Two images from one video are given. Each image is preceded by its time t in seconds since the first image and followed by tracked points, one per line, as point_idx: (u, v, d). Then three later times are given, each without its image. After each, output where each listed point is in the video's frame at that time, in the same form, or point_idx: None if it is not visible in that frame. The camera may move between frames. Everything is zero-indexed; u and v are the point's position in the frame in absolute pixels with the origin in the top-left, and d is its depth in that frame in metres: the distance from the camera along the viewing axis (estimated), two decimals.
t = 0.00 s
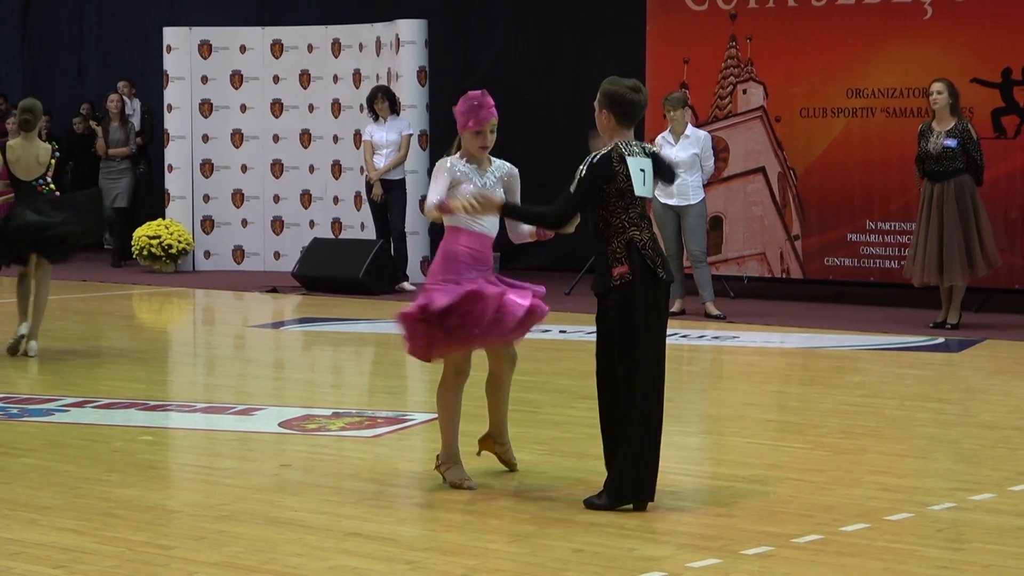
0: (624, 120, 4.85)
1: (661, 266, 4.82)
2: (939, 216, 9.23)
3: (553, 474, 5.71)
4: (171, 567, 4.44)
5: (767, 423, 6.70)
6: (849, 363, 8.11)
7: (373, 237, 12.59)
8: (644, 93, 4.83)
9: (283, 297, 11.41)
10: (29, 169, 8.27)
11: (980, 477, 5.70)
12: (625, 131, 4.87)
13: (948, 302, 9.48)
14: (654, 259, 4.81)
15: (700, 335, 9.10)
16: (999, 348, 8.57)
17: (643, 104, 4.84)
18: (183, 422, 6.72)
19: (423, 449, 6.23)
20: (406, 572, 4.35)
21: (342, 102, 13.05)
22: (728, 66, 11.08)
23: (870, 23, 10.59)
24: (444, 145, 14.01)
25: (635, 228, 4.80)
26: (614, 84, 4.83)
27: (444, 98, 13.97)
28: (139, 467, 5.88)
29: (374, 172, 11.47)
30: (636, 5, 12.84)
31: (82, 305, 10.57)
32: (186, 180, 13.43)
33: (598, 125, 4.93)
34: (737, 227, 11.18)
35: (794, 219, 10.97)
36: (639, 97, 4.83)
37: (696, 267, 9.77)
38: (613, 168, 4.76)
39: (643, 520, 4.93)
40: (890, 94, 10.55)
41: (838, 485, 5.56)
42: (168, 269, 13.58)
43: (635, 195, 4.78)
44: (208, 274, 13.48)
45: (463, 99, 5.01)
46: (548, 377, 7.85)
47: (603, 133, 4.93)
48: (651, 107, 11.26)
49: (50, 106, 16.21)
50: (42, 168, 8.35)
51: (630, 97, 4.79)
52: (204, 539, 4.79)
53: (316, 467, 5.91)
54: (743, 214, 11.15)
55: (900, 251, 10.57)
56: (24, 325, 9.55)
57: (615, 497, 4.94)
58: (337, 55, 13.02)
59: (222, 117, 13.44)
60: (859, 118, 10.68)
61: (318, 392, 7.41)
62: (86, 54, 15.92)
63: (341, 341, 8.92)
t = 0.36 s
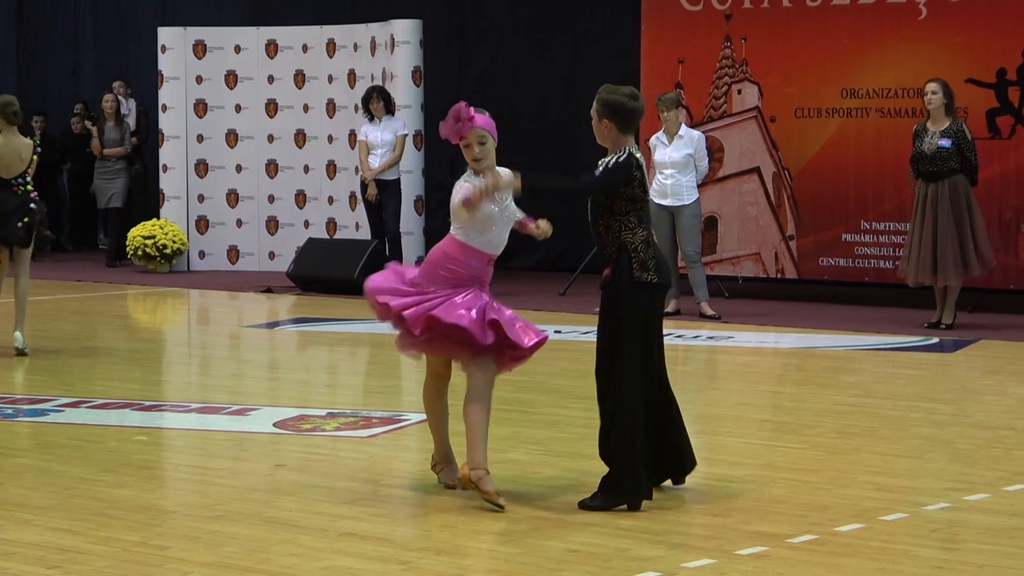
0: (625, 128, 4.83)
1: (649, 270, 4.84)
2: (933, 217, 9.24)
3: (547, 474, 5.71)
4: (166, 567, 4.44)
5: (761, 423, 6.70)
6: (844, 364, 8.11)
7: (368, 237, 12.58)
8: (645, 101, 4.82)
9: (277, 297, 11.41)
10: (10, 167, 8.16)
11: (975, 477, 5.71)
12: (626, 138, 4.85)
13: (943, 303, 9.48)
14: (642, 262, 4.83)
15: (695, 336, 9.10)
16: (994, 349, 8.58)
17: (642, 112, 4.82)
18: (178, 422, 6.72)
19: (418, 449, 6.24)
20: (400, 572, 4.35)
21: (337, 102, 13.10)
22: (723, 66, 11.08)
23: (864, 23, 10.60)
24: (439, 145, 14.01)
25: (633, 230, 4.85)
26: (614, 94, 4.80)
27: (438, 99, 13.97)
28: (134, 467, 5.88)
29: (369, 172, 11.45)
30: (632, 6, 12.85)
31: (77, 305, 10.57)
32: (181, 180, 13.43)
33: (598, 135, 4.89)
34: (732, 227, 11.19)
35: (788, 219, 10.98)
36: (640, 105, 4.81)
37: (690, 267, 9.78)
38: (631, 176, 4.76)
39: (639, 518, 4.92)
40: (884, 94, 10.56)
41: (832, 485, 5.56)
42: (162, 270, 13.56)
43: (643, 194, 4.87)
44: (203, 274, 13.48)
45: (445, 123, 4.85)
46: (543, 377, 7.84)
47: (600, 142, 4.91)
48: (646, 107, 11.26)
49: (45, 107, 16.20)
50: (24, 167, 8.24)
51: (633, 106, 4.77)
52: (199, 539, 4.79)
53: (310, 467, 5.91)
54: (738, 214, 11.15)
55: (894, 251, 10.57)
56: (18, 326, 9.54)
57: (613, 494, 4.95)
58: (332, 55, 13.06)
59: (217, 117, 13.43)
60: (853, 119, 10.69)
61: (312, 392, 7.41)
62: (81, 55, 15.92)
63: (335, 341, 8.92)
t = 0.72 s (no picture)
0: (648, 123, 4.87)
1: (664, 271, 4.87)
2: (929, 217, 9.23)
3: (543, 474, 5.71)
4: (161, 567, 4.44)
5: (757, 423, 6.71)
6: (840, 364, 8.12)
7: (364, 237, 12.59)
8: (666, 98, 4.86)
9: (273, 298, 11.42)
10: None
11: (971, 477, 5.71)
12: (648, 132, 4.90)
13: (938, 303, 9.49)
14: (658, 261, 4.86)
15: (691, 336, 9.11)
16: (990, 349, 8.58)
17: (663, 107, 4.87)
18: (173, 422, 6.72)
19: (414, 449, 6.24)
20: (396, 573, 4.34)
21: (332, 103, 13.04)
22: (718, 66, 11.08)
23: (860, 23, 10.60)
24: (435, 145, 14.01)
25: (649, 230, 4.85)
26: (634, 90, 4.83)
27: (434, 99, 13.98)
28: (129, 468, 5.88)
29: (366, 173, 11.45)
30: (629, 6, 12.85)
31: (73, 306, 10.58)
32: (176, 180, 13.44)
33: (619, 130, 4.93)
34: (728, 228, 11.21)
35: (784, 219, 10.99)
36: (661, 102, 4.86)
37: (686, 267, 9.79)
38: (634, 162, 4.82)
39: (635, 518, 4.92)
40: (880, 94, 10.56)
41: (829, 485, 5.56)
42: (158, 270, 13.61)
43: (655, 190, 4.83)
44: (198, 274, 13.51)
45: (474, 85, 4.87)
46: (539, 377, 7.85)
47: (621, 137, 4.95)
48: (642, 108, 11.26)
49: (42, 108, 16.21)
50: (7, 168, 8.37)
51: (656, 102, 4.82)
52: (195, 539, 4.79)
53: (306, 467, 5.91)
54: (735, 214, 11.17)
55: (890, 251, 10.58)
56: (14, 326, 9.55)
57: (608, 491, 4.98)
58: (328, 55, 13.02)
59: (212, 117, 13.44)
60: (850, 119, 10.68)
61: (309, 392, 7.42)
62: (77, 55, 15.94)
63: (331, 341, 8.92)
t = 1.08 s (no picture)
0: (642, 124, 4.83)
1: (636, 276, 4.79)
2: (926, 217, 9.23)
3: (540, 475, 5.70)
4: (158, 567, 4.43)
5: (754, 423, 6.71)
6: (838, 364, 8.11)
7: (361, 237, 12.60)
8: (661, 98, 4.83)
9: (270, 298, 11.42)
10: None
11: (968, 477, 5.71)
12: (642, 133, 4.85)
13: (935, 303, 9.49)
14: (630, 267, 4.81)
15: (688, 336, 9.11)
16: (986, 349, 8.57)
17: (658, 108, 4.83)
18: (170, 422, 6.72)
19: (412, 449, 6.24)
20: (393, 573, 4.34)
21: (329, 103, 13.04)
22: (715, 67, 11.08)
23: (857, 23, 10.60)
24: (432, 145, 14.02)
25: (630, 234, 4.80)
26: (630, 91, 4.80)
27: (431, 100, 13.99)
28: (126, 468, 5.88)
29: (363, 173, 11.47)
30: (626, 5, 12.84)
31: (69, 306, 10.57)
32: (173, 180, 13.44)
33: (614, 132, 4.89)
34: (725, 228, 11.20)
35: (781, 220, 10.98)
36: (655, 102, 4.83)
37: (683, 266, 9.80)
38: (629, 165, 4.76)
39: (633, 518, 4.92)
40: (877, 94, 10.57)
41: (826, 485, 5.56)
42: (154, 270, 13.61)
43: (636, 197, 4.79)
44: (194, 274, 13.52)
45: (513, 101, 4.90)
46: (536, 377, 7.85)
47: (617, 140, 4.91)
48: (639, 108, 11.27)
49: (39, 107, 16.22)
50: None
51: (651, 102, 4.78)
52: (191, 540, 4.79)
53: (303, 467, 5.91)
54: (731, 214, 11.16)
55: (887, 251, 10.58)
56: (11, 326, 9.55)
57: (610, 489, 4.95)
58: (324, 55, 13.03)
59: (209, 117, 13.44)
60: (847, 119, 10.69)
61: (306, 392, 7.42)
62: (74, 55, 15.94)
63: (328, 341, 8.92)
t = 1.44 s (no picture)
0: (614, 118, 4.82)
1: (623, 270, 4.82)
2: (924, 218, 9.24)
3: (538, 474, 5.70)
4: (156, 567, 4.43)
5: (752, 422, 6.71)
6: (836, 364, 8.12)
7: (359, 237, 12.59)
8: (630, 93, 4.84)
9: (268, 298, 11.39)
10: None
11: (966, 476, 5.72)
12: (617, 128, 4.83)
13: (933, 303, 9.49)
14: (618, 259, 4.81)
15: (685, 335, 9.11)
16: (984, 349, 8.58)
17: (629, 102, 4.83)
18: (168, 422, 6.71)
19: (409, 449, 6.24)
20: (392, 572, 4.34)
21: (326, 102, 13.05)
22: (713, 66, 11.09)
23: (854, 23, 10.60)
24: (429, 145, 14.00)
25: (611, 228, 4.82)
26: (601, 85, 4.81)
27: (430, 98, 13.99)
28: (124, 468, 5.87)
29: (361, 172, 11.47)
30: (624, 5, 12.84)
31: (67, 306, 10.54)
32: (171, 179, 13.43)
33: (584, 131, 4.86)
34: (724, 227, 11.19)
35: (779, 219, 10.99)
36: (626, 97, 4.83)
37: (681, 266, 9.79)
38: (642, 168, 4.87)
39: (629, 518, 4.91)
40: (874, 94, 10.57)
41: (824, 485, 5.57)
42: (152, 269, 13.59)
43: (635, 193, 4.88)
44: (191, 275, 13.50)
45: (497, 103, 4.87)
46: (534, 377, 7.84)
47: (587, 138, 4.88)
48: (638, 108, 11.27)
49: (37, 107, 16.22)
50: None
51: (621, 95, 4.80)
52: (190, 539, 4.78)
53: (301, 466, 5.91)
54: (729, 213, 11.16)
55: (885, 251, 10.59)
56: (9, 325, 9.53)
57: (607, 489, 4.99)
58: (322, 55, 13.02)
59: (207, 116, 13.43)
60: (845, 119, 10.69)
61: (304, 392, 7.41)
62: (71, 54, 15.94)
63: (326, 341, 8.91)
